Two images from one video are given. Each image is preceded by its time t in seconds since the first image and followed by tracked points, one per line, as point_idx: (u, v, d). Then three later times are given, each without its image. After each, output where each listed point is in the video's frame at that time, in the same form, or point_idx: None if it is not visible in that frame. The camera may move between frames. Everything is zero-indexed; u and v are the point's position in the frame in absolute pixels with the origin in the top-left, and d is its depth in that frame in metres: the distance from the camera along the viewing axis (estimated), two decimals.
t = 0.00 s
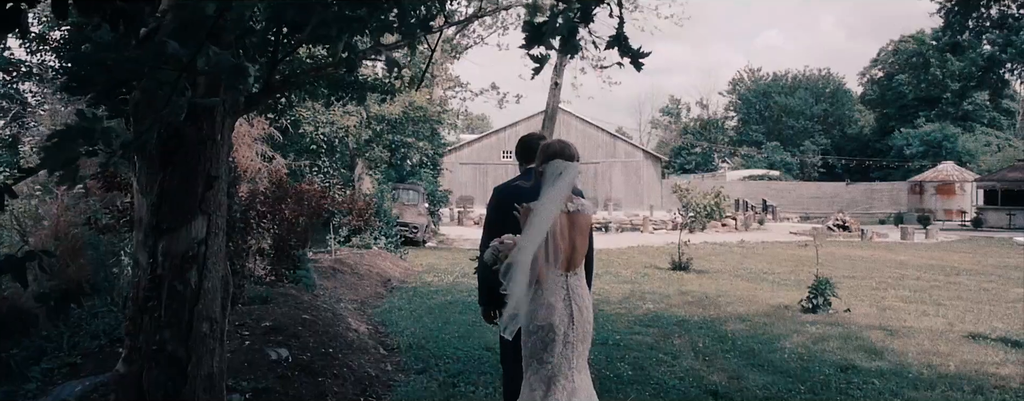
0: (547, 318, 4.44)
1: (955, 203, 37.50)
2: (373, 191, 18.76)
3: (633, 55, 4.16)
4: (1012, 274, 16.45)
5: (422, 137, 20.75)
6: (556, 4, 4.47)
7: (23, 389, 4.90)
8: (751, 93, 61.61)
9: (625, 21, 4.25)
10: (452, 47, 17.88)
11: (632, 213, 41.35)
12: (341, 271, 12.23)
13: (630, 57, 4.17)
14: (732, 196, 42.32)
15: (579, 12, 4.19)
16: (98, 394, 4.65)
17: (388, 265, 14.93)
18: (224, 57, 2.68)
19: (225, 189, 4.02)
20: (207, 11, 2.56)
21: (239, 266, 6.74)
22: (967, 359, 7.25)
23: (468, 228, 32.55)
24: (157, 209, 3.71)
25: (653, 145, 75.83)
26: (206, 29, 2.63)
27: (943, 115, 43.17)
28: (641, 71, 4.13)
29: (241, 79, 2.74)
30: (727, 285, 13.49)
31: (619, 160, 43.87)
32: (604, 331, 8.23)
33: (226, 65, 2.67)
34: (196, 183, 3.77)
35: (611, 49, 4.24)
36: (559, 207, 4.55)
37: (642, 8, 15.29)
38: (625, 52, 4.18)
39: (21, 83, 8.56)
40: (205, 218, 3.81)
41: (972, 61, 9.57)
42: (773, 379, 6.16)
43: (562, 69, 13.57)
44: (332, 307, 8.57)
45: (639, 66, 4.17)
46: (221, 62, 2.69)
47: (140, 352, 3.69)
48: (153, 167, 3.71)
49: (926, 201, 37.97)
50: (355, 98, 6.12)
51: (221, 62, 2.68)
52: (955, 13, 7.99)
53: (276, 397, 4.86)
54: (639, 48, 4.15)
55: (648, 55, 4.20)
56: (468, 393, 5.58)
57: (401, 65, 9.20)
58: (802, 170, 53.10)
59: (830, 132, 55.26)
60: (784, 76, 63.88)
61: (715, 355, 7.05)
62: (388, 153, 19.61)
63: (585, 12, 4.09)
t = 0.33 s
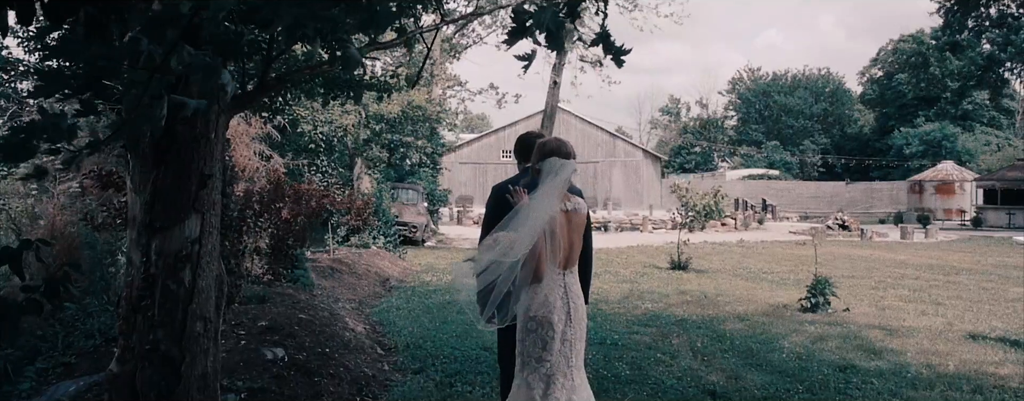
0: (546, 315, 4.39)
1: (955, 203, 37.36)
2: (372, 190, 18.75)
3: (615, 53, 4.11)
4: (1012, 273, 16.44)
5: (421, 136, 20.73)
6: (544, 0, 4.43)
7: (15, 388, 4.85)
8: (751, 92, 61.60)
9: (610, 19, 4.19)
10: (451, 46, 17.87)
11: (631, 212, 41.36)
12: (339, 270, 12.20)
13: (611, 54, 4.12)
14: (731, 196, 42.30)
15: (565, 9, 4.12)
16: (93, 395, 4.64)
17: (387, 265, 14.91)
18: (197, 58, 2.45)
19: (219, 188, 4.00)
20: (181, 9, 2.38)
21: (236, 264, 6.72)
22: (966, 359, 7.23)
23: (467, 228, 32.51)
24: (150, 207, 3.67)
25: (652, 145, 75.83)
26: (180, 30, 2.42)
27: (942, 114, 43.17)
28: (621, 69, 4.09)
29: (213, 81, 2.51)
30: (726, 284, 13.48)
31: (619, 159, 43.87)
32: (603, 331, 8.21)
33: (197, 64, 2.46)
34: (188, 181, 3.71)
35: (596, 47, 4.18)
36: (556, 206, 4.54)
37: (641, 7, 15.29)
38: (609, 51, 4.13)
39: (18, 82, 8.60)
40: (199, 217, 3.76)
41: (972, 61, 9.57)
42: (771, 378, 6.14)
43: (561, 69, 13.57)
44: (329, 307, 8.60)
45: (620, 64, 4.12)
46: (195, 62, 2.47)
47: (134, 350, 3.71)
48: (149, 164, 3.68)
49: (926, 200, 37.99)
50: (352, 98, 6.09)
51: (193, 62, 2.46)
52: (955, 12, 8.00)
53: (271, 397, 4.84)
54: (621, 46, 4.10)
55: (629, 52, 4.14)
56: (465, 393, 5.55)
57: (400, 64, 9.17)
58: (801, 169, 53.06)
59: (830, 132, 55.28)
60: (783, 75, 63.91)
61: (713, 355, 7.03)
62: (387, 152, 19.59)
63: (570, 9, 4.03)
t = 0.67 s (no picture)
0: (544, 314, 4.35)
1: (957, 202, 37.30)
2: (372, 190, 18.74)
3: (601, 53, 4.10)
4: (1014, 273, 16.39)
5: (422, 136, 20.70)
6: None
7: (11, 389, 4.84)
8: (752, 91, 61.54)
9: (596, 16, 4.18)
10: (452, 46, 17.87)
11: (632, 211, 41.34)
12: (339, 270, 12.20)
13: (595, 50, 4.12)
14: (733, 195, 42.23)
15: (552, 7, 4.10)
16: (90, 394, 4.64)
17: (387, 265, 14.89)
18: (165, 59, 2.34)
19: (215, 187, 3.94)
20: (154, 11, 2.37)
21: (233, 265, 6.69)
22: (968, 359, 7.19)
23: (468, 227, 32.45)
24: (145, 206, 3.66)
25: (654, 144, 75.76)
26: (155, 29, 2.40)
27: (944, 113, 43.29)
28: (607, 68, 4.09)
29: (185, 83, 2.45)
30: (726, 284, 13.43)
31: (620, 159, 43.85)
32: (603, 331, 8.18)
33: (165, 63, 2.35)
34: (183, 181, 3.67)
35: (583, 45, 4.17)
36: (556, 203, 4.49)
37: (641, 6, 15.26)
38: (595, 49, 4.12)
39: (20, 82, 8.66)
40: (194, 217, 3.75)
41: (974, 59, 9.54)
42: (771, 379, 6.11)
43: (561, 69, 13.55)
44: (329, 307, 8.54)
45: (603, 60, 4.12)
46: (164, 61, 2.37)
47: (128, 351, 3.72)
48: (143, 164, 3.66)
49: (927, 199, 38.01)
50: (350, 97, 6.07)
51: (162, 63, 2.36)
52: (956, 12, 7.95)
53: (267, 397, 4.82)
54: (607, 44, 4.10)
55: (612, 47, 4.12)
56: (463, 394, 5.53)
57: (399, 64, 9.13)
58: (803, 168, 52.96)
59: (831, 131, 55.20)
60: (785, 74, 63.89)
61: (713, 355, 7.00)
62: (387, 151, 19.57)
63: (557, 8, 4.02)
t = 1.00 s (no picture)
0: (539, 314, 4.33)
1: (958, 201, 37.36)
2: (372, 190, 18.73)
3: (599, 53, 4.06)
4: (1014, 272, 16.39)
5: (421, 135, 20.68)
6: None
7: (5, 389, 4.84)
8: (753, 91, 61.53)
9: (591, 16, 4.15)
10: (452, 45, 17.86)
11: (632, 210, 41.35)
12: (337, 270, 12.18)
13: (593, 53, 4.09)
14: (733, 194, 42.20)
15: (545, 6, 4.06)
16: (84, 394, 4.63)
17: (386, 264, 14.87)
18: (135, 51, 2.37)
19: (208, 186, 3.90)
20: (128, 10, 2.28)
21: (230, 264, 6.64)
22: (967, 359, 7.17)
23: (467, 227, 32.43)
24: (137, 205, 3.62)
25: (654, 143, 75.72)
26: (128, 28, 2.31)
27: (944, 112, 43.91)
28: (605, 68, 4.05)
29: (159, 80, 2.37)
30: (726, 283, 13.41)
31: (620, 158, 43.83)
32: (601, 331, 8.15)
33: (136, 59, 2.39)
34: (176, 180, 3.63)
35: (578, 45, 4.13)
36: (551, 203, 4.45)
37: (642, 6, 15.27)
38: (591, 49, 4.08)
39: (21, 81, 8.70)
40: (187, 216, 3.72)
41: (974, 59, 9.52)
42: (769, 379, 6.08)
43: (561, 68, 13.51)
44: (326, 306, 8.47)
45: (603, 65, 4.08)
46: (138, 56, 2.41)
47: (121, 351, 3.70)
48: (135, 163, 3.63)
49: (927, 198, 38.01)
50: (346, 96, 6.05)
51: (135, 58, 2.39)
52: (956, 10, 7.90)
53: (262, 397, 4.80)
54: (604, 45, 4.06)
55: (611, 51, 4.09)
56: (460, 394, 5.50)
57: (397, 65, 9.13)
58: (803, 168, 52.90)
59: (831, 131, 55.18)
60: (785, 74, 63.89)
61: (712, 355, 6.97)
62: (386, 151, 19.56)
63: (550, 8, 3.99)
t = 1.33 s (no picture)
0: (534, 313, 4.32)
1: (959, 199, 37.13)
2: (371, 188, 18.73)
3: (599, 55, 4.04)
4: (1014, 271, 16.37)
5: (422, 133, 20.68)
6: None
7: None
8: (753, 89, 61.52)
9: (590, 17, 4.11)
10: (452, 44, 17.85)
11: (633, 209, 41.33)
12: (335, 268, 12.17)
13: (597, 59, 4.07)
14: (734, 193, 42.16)
15: (543, 6, 4.03)
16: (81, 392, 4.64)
17: (386, 263, 14.85)
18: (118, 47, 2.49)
19: (203, 184, 3.88)
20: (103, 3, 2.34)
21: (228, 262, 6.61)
22: (967, 358, 7.15)
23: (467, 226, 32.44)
24: (132, 202, 3.60)
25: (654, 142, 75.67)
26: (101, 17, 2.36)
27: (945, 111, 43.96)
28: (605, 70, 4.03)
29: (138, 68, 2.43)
30: (725, 282, 13.39)
31: (620, 157, 43.82)
32: (599, 329, 8.14)
33: (121, 57, 2.49)
34: (171, 179, 3.61)
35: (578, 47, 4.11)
36: (548, 201, 4.43)
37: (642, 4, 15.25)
38: (591, 50, 4.05)
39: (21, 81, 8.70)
40: (182, 213, 3.71)
41: (973, 59, 9.57)
42: (768, 378, 6.07)
43: (561, 67, 13.52)
44: (324, 304, 8.47)
45: (607, 72, 4.07)
46: (123, 55, 2.51)
47: (115, 350, 3.70)
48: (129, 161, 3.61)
49: (927, 197, 37.79)
50: (342, 94, 6.03)
51: (120, 56, 2.50)
52: (957, 8, 8.00)
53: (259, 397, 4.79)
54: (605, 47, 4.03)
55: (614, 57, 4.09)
56: (457, 393, 5.49)
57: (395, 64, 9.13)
58: (804, 166, 52.85)
59: (832, 129, 55.15)
60: (786, 72, 63.86)
61: (711, 354, 6.95)
62: (386, 149, 19.54)
63: (548, 8, 3.97)
